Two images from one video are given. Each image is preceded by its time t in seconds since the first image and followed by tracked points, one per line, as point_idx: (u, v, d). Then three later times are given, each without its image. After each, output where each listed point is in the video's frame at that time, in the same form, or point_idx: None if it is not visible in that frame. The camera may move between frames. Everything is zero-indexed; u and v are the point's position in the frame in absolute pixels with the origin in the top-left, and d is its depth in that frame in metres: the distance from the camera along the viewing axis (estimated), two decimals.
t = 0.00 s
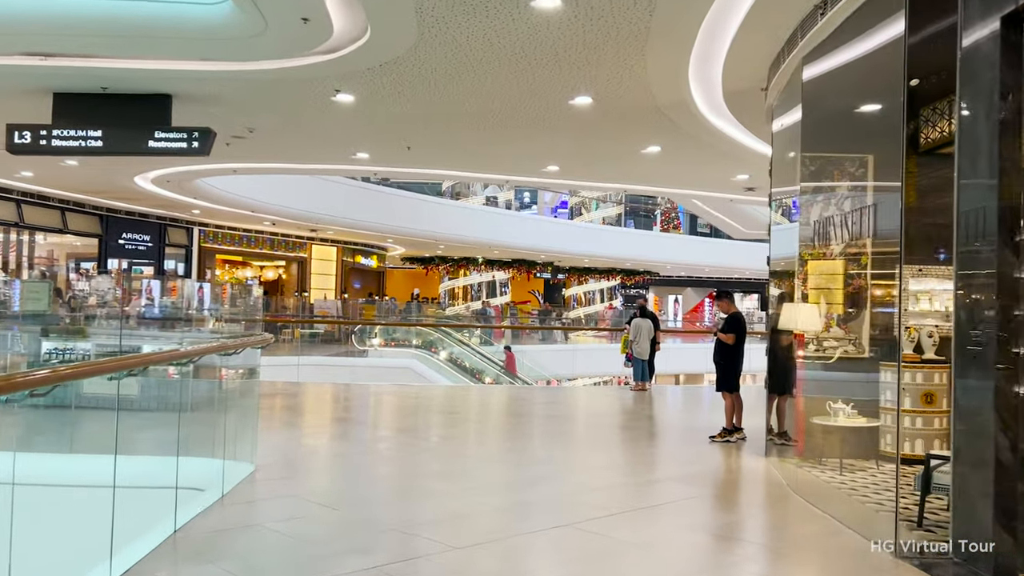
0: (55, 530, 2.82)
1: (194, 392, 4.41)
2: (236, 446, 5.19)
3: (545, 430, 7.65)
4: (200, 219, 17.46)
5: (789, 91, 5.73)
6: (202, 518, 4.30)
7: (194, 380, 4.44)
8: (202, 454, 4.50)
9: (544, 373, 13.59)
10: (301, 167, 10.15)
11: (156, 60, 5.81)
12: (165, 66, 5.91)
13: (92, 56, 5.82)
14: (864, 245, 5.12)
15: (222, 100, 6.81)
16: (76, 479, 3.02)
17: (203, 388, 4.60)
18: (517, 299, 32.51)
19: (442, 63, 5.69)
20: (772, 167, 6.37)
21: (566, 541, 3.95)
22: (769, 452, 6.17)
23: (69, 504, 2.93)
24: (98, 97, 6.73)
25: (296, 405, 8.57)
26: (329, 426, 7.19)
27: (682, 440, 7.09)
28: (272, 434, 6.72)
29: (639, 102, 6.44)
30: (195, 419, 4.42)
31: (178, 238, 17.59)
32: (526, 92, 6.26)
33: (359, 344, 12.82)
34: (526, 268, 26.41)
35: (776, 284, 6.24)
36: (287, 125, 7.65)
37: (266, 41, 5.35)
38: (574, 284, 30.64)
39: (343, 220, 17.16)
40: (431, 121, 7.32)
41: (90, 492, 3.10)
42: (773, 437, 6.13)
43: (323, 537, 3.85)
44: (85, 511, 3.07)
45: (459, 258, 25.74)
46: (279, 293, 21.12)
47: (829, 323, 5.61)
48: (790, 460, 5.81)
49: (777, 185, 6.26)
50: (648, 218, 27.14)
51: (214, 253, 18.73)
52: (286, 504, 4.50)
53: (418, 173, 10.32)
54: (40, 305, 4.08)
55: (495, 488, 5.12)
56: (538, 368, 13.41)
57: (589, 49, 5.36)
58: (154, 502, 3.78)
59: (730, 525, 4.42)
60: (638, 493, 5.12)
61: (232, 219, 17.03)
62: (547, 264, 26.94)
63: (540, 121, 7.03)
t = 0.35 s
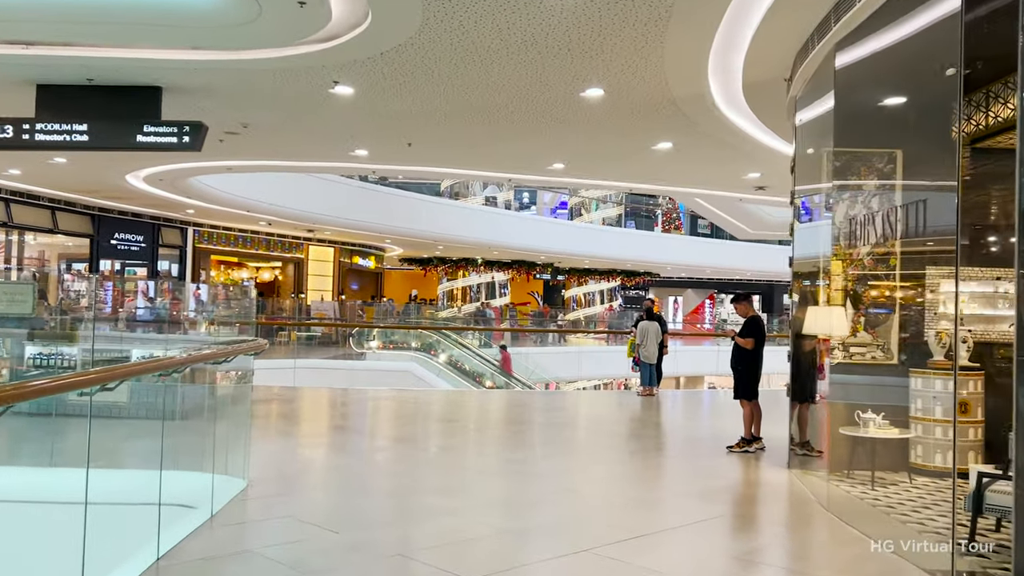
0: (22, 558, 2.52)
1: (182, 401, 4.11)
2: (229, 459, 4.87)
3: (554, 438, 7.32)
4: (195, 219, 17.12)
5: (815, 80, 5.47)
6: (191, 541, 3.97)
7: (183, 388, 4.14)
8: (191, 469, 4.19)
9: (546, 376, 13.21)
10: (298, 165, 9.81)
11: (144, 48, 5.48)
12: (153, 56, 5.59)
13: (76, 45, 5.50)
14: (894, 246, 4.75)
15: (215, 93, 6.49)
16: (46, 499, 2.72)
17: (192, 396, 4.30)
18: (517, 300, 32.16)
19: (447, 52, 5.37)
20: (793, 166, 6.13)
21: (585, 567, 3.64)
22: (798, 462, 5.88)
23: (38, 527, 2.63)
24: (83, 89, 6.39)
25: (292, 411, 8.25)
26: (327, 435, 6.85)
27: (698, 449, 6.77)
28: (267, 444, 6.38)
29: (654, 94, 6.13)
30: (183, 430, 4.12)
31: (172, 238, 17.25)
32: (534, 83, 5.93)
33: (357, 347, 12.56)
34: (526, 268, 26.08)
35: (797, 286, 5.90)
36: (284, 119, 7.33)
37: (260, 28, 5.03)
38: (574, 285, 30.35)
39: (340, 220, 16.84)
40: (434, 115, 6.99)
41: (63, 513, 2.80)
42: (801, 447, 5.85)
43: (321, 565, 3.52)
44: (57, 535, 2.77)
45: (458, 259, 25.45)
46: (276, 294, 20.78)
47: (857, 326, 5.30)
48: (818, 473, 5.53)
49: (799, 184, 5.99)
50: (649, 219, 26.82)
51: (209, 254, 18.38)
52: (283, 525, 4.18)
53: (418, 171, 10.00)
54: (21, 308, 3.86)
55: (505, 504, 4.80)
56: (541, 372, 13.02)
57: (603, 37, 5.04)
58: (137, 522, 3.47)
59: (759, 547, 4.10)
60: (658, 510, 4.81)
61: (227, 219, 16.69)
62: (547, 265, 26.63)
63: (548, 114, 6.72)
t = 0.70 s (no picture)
0: None
1: (167, 405, 3.80)
2: (218, 469, 4.55)
3: (561, 443, 6.98)
4: (187, 217, 16.75)
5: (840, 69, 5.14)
6: (171, 562, 3.63)
7: (167, 390, 3.83)
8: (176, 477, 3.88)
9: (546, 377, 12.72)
10: (292, 159, 9.45)
11: (126, 29, 5.14)
12: (135, 38, 5.25)
13: (54, 25, 5.16)
14: (925, 242, 4.58)
15: (204, 80, 6.16)
16: (7, 517, 2.40)
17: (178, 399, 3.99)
18: (515, 300, 31.79)
19: (452, 34, 5.03)
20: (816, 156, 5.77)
21: None
22: (821, 469, 5.56)
23: None
24: (64, 76, 6.06)
25: (286, 415, 7.92)
26: (323, 442, 6.50)
27: (713, 456, 6.44)
28: (260, 452, 6.03)
29: (668, 81, 5.81)
30: (169, 436, 3.81)
31: (165, 237, 16.89)
32: (542, 69, 5.61)
33: (353, 348, 12.31)
34: (524, 268, 25.73)
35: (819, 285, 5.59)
36: (278, 109, 7.00)
37: (252, 7, 4.69)
38: (572, 284, 30.02)
39: (336, 218, 16.50)
40: (436, 104, 6.65)
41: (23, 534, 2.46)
42: (824, 455, 5.54)
43: None
44: (19, 555, 2.45)
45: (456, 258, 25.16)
46: (270, 294, 20.43)
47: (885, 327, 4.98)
48: (844, 483, 5.22)
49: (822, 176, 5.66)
50: (649, 218, 26.50)
51: (203, 253, 18.02)
52: (274, 544, 3.84)
53: (416, 166, 9.66)
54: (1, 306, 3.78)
55: (514, 518, 4.47)
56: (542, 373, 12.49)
57: (618, 16, 4.71)
58: (111, 538, 3.17)
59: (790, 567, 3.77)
60: (677, 524, 4.47)
61: (220, 217, 16.33)
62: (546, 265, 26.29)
63: (557, 103, 6.39)
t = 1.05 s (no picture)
0: None
1: (148, 410, 3.46)
2: (204, 480, 4.19)
3: (570, 447, 6.61)
4: (179, 214, 16.38)
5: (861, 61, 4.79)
6: None
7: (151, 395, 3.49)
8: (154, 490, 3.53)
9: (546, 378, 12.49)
10: (287, 152, 9.08)
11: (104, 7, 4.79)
12: (115, 17, 4.90)
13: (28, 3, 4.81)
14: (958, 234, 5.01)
15: (191, 65, 5.81)
16: None
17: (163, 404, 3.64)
18: (512, 300, 31.42)
19: (454, 13, 4.70)
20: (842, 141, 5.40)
21: None
22: (846, 479, 5.15)
23: None
24: (43, 60, 5.70)
25: (279, 419, 7.56)
26: (319, 449, 6.12)
27: (732, 462, 6.07)
28: (252, 460, 5.66)
29: (683, 66, 5.49)
30: (149, 443, 3.46)
31: (156, 235, 16.49)
32: (551, 52, 5.28)
33: (349, 349, 11.83)
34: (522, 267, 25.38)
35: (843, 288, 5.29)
36: (272, 97, 6.64)
37: None
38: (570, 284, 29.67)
39: (331, 216, 16.14)
40: (438, 91, 6.31)
41: None
42: (849, 463, 5.13)
43: None
44: None
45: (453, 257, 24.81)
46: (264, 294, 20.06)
47: (918, 326, 4.70)
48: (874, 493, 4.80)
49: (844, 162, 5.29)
50: (648, 217, 26.19)
51: (194, 251, 17.61)
52: (259, 566, 3.48)
53: (415, 160, 9.31)
54: None
55: (522, 533, 4.12)
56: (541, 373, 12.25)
57: None
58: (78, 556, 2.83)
59: None
60: (699, 539, 4.13)
61: (213, 214, 15.94)
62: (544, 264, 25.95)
63: (566, 89, 6.05)
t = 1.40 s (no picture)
0: None
1: (120, 418, 3.14)
2: (179, 497, 3.82)
3: (573, 457, 6.29)
4: (165, 213, 15.98)
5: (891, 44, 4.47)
6: None
7: (125, 401, 3.18)
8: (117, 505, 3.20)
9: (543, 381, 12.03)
10: (274, 147, 8.72)
11: None
12: None
13: None
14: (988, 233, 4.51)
15: (170, 50, 5.45)
16: None
17: (140, 412, 3.33)
18: (506, 301, 31.06)
19: None
20: (863, 133, 5.05)
21: None
22: (868, 493, 4.82)
23: None
24: (12, 45, 5.33)
25: (265, 426, 7.21)
26: (307, 459, 5.78)
27: (744, 472, 5.76)
28: (236, 471, 5.32)
29: (695, 52, 5.16)
30: (117, 455, 3.15)
31: (143, 234, 16.09)
32: (554, 36, 4.95)
33: (340, 351, 11.26)
34: (516, 267, 25.04)
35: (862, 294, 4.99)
36: (257, 87, 6.29)
37: None
38: (564, 285, 29.36)
39: (321, 215, 15.79)
40: (433, 80, 5.97)
41: None
42: (870, 474, 4.81)
43: None
44: None
45: (446, 257, 24.47)
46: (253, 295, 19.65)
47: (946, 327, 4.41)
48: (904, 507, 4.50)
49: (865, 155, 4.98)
50: (643, 217, 25.87)
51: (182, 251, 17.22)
52: None
53: (408, 156, 8.97)
54: None
55: (526, 554, 3.78)
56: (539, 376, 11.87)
57: None
58: None
59: None
60: (718, 560, 3.80)
61: (201, 213, 15.57)
62: (538, 264, 25.62)
63: (569, 78, 5.73)
